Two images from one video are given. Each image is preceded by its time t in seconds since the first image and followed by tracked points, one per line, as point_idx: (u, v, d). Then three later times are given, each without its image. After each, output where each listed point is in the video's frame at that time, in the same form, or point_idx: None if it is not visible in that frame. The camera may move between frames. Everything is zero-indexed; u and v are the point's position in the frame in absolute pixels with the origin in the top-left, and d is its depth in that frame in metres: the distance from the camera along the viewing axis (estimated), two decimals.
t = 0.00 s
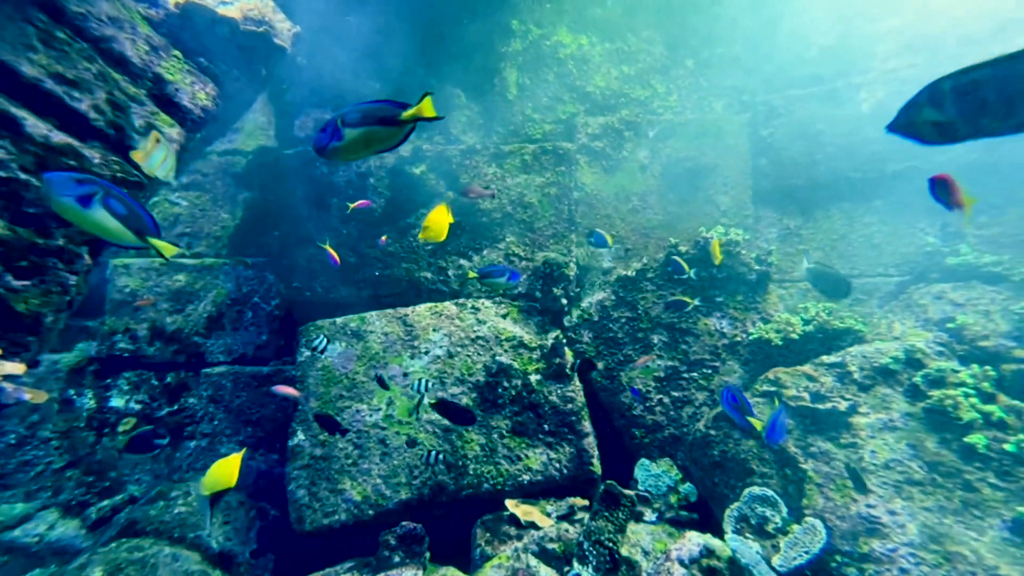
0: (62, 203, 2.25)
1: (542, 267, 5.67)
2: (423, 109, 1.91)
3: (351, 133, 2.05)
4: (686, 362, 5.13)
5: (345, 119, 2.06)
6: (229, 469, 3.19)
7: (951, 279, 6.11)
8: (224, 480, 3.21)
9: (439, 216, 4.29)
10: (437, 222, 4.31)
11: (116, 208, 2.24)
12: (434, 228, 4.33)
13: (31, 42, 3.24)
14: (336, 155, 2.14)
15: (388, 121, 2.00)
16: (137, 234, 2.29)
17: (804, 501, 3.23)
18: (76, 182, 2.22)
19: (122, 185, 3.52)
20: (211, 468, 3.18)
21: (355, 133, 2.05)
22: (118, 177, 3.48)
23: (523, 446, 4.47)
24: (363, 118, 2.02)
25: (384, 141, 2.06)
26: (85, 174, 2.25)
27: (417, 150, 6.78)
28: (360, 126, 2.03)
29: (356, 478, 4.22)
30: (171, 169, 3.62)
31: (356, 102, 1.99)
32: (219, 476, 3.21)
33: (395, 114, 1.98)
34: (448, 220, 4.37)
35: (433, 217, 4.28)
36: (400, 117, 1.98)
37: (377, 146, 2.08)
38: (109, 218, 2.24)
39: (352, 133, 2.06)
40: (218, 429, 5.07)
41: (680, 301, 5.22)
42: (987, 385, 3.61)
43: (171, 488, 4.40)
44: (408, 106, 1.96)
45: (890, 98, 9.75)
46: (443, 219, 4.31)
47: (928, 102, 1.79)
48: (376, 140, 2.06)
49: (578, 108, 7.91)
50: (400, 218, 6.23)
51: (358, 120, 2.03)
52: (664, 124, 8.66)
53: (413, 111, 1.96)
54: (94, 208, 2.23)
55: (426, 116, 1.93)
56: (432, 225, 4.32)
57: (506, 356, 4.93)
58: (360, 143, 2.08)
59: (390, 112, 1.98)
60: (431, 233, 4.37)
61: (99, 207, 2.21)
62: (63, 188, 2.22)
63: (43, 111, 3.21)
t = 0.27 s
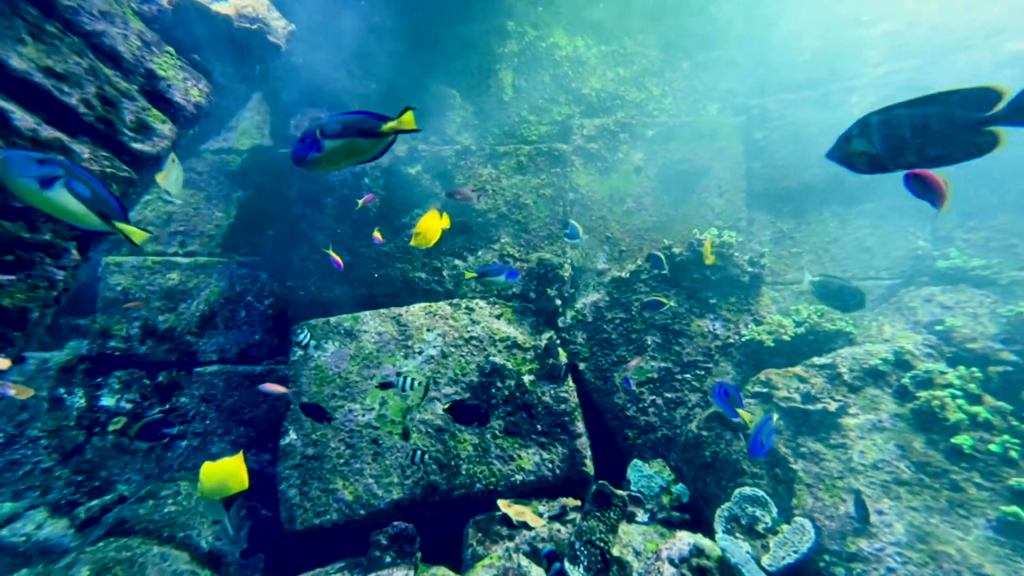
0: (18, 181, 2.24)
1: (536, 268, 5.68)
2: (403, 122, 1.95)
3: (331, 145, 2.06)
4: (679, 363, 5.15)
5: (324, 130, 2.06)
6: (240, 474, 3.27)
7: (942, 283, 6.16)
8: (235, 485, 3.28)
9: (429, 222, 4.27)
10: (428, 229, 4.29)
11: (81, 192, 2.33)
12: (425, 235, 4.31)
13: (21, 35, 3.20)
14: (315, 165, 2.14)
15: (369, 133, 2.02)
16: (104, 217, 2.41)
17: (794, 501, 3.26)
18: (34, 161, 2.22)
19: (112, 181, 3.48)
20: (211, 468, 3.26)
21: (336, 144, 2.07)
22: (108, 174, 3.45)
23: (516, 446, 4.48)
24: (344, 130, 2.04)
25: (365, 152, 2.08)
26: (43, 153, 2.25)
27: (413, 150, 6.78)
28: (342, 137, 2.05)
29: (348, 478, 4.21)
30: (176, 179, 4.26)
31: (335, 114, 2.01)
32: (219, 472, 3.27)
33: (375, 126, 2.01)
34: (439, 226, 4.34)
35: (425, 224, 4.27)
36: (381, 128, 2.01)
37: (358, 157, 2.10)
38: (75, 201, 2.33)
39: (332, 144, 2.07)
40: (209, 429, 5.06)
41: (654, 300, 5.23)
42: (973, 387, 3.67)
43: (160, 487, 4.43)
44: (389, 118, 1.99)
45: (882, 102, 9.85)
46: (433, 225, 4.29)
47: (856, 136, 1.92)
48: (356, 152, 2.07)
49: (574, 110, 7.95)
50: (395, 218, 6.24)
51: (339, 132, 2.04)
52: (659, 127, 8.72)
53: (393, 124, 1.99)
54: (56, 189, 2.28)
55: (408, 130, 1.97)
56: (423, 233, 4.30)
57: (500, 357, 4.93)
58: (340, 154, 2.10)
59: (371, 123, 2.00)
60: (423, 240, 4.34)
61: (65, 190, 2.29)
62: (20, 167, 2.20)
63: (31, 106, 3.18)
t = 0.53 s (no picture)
0: None
1: (528, 267, 5.69)
2: (377, 130, 1.99)
3: (302, 150, 2.06)
4: (670, 363, 5.17)
5: (297, 136, 2.06)
6: (243, 478, 2.92)
7: (928, 284, 6.24)
8: (240, 489, 2.95)
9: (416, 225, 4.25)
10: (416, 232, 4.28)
11: (25, 168, 2.33)
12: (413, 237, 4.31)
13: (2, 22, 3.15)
14: (287, 170, 2.13)
15: (343, 140, 2.03)
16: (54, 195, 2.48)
17: (780, 499, 3.27)
18: None
19: (95, 173, 3.48)
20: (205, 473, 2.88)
21: (309, 150, 2.07)
22: (91, 164, 3.44)
23: (506, 444, 4.47)
24: (317, 136, 2.03)
25: (339, 159, 2.08)
26: None
27: (406, 149, 6.77)
28: (315, 143, 2.05)
29: (337, 476, 4.19)
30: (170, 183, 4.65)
31: (309, 119, 2.01)
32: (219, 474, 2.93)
33: (350, 133, 2.01)
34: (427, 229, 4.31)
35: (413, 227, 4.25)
36: (355, 136, 2.02)
37: (332, 163, 2.10)
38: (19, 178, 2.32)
39: (306, 150, 2.07)
40: (198, 426, 5.01)
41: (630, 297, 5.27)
42: (956, 385, 3.72)
43: (146, 485, 4.38)
44: (363, 125, 2.00)
45: (871, 106, 10.00)
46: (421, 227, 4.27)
47: (799, 160, 2.12)
48: (330, 158, 2.08)
49: (567, 110, 8.05)
50: (388, 216, 6.21)
51: (312, 138, 2.04)
52: (652, 128, 8.79)
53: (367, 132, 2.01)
54: None
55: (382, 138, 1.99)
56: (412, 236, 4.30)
57: (491, 355, 4.94)
58: (313, 160, 2.10)
59: (345, 130, 2.01)
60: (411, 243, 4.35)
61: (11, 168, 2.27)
62: None
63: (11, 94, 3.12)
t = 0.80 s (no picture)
0: None
1: (518, 266, 5.69)
2: (347, 136, 2.05)
3: (269, 155, 2.06)
4: (658, 362, 5.21)
5: (263, 139, 2.06)
6: (242, 480, 2.94)
7: (911, 286, 6.33)
8: (241, 493, 2.95)
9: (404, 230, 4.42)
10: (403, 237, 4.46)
11: None
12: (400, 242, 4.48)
13: None
14: (254, 173, 2.13)
15: (312, 144, 2.04)
16: None
17: (762, 495, 3.31)
18: None
19: (71, 164, 3.83)
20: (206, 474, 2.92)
21: (277, 155, 2.07)
22: (69, 157, 3.79)
23: (493, 443, 4.45)
24: (285, 140, 2.04)
25: (307, 164, 2.09)
26: None
27: (396, 146, 6.73)
28: (283, 148, 2.05)
29: (323, 474, 4.16)
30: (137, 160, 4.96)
31: (276, 123, 2.02)
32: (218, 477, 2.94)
33: (319, 138, 2.04)
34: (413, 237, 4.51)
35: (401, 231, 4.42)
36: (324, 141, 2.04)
37: (300, 168, 2.11)
38: None
39: (273, 154, 2.07)
40: (184, 425, 4.95)
41: (606, 296, 5.36)
42: (933, 384, 3.75)
43: (128, 483, 4.33)
44: (332, 132, 2.04)
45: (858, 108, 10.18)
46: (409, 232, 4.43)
47: (748, 182, 2.30)
48: (297, 163, 2.08)
49: (558, 110, 8.05)
50: (378, 214, 6.17)
51: (279, 142, 2.04)
52: (643, 128, 8.85)
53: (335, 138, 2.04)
54: None
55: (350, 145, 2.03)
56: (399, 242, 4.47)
57: (480, 354, 4.93)
58: (279, 164, 2.11)
59: (313, 134, 2.03)
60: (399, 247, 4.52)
61: None
62: None
63: None
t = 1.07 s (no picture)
0: None
1: (507, 263, 5.70)
2: (313, 139, 2.01)
3: (228, 152, 2.00)
4: (645, 359, 5.24)
5: (222, 136, 2.00)
6: (241, 488, 2.94)
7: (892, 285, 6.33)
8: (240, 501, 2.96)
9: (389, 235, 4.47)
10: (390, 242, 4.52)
11: None
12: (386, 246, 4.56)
13: None
14: (212, 170, 2.06)
15: (275, 145, 1.99)
16: None
17: (743, 490, 3.36)
18: None
19: (43, 152, 3.46)
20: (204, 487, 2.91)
21: (237, 154, 2.01)
22: (39, 144, 3.43)
23: (480, 440, 4.45)
24: (247, 138, 1.99)
25: (270, 164, 2.04)
26: None
27: (385, 142, 6.67)
28: (244, 146, 2.00)
29: (308, 470, 4.14)
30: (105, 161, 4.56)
31: (236, 120, 1.95)
32: (218, 489, 2.93)
33: (284, 138, 1.99)
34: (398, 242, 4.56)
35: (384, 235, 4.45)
36: (288, 142, 1.99)
37: (262, 167, 2.05)
38: None
39: (233, 152, 2.01)
40: (168, 422, 4.87)
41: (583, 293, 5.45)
42: (909, 380, 3.82)
43: (107, 481, 4.26)
44: (297, 133, 1.99)
45: (837, 113, 10.66)
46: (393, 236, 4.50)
47: (705, 198, 2.42)
48: (259, 162, 2.03)
49: (549, 107, 8.22)
50: (366, 210, 6.11)
51: (239, 139, 1.99)
52: (632, 127, 9.10)
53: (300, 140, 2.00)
54: None
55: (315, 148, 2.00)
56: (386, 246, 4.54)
57: (467, 351, 4.93)
58: (240, 163, 2.04)
59: (277, 134, 1.98)
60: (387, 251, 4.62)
61: None
62: None
63: None
